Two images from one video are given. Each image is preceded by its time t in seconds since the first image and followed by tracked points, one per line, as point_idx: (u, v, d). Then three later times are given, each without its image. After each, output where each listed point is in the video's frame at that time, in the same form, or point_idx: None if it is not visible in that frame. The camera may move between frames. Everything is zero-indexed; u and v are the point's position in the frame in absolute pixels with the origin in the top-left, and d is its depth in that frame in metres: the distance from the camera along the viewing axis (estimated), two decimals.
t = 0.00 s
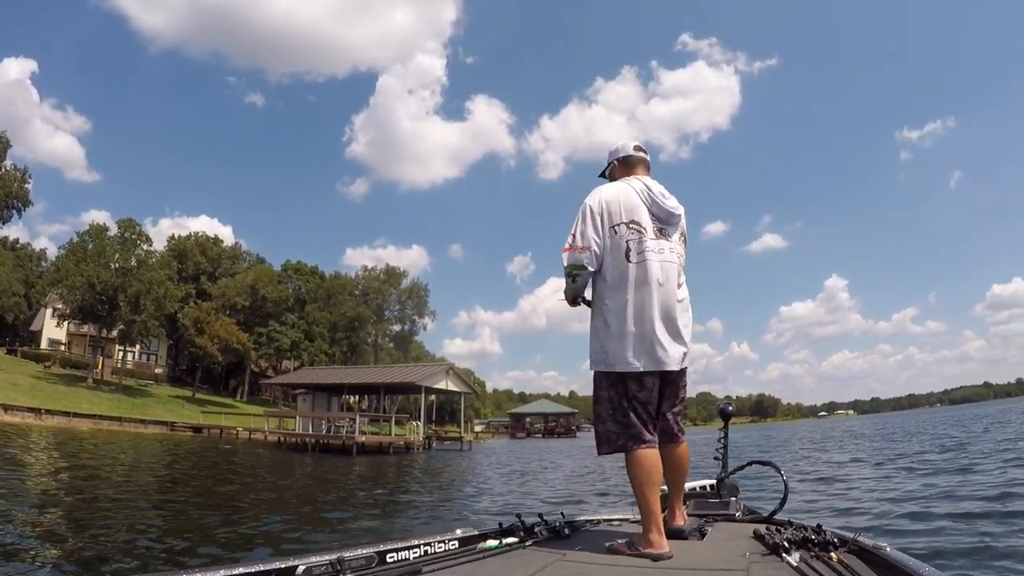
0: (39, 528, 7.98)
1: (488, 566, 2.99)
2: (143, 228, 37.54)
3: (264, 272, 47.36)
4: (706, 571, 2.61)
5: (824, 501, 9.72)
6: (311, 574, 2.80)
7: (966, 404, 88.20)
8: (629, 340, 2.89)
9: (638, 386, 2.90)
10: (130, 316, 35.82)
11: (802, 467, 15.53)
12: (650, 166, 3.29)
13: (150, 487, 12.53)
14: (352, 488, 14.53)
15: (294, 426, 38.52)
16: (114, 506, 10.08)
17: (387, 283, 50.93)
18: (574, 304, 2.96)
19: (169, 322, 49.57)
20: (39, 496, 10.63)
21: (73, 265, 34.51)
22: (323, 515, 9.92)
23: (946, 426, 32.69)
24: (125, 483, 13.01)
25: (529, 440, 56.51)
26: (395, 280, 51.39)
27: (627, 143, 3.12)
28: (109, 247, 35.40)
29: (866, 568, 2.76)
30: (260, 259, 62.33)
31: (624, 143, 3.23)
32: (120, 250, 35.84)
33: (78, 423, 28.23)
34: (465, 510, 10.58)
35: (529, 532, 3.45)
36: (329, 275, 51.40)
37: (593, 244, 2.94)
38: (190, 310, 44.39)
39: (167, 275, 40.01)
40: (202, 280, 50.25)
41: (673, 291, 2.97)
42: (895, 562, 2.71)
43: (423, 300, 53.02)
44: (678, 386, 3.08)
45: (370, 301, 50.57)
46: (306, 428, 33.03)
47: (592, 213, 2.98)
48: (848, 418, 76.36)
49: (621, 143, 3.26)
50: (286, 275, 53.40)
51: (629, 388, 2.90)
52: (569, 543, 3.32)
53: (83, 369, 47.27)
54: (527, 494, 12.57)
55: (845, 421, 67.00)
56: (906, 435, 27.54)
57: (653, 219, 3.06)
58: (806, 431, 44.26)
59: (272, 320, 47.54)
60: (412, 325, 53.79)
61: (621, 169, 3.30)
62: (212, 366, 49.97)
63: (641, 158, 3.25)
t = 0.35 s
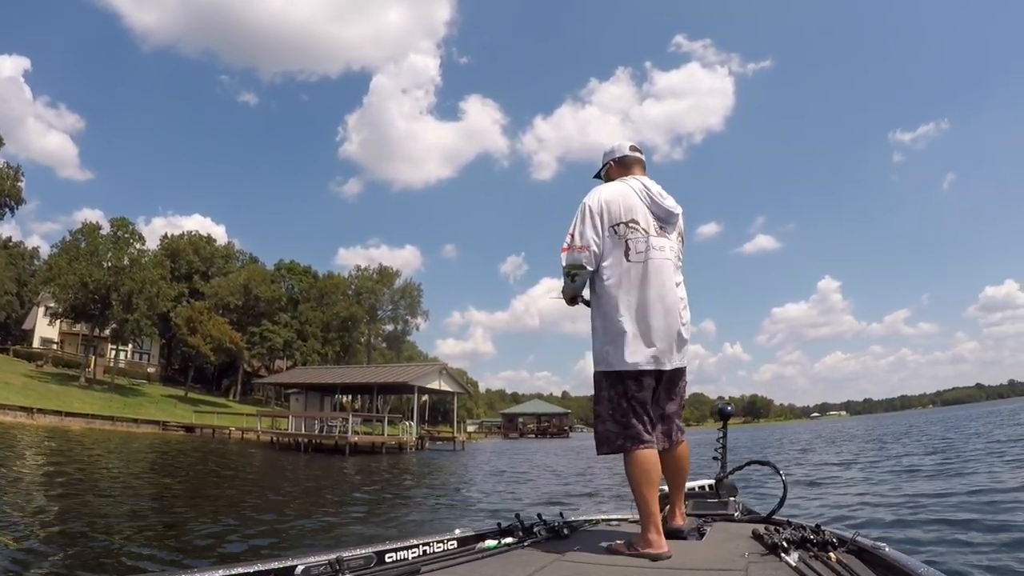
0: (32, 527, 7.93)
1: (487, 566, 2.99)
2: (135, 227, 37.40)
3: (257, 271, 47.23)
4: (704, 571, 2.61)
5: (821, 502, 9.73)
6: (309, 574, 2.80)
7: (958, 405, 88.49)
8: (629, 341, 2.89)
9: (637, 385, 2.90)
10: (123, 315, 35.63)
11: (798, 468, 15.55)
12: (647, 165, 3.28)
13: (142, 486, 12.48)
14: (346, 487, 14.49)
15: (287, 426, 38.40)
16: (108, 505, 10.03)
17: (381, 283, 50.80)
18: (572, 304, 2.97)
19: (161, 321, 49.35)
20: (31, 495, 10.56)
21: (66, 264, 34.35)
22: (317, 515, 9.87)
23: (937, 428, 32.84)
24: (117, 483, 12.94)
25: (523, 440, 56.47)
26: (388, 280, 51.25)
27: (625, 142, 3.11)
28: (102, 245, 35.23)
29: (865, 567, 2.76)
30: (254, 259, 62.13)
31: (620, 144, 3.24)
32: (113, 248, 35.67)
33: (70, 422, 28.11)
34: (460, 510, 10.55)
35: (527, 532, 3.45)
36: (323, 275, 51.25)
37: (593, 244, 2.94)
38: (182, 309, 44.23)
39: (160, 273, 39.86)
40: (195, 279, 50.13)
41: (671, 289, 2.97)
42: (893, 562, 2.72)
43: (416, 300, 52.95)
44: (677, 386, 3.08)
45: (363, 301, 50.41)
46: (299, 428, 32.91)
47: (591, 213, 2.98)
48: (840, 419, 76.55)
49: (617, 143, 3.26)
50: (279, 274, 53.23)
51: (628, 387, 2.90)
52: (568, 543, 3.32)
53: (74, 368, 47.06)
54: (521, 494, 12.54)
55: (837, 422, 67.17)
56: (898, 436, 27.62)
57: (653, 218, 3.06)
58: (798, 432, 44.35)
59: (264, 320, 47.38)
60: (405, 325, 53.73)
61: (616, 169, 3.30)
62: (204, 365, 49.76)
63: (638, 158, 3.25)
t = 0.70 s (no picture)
0: (24, 527, 7.88)
1: (486, 566, 2.98)
2: (130, 226, 37.30)
3: (251, 271, 47.08)
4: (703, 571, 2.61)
5: (815, 503, 9.76)
6: (307, 574, 2.79)
7: (950, 407, 88.77)
8: (629, 341, 2.89)
9: (635, 386, 2.90)
10: (117, 314, 35.48)
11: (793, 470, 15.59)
12: (644, 165, 3.28)
13: (135, 486, 12.43)
14: (340, 488, 14.47)
15: (280, 426, 38.31)
16: (101, 505, 9.99)
17: (375, 283, 50.68)
18: (571, 304, 2.96)
19: (155, 320, 49.19)
20: (24, 494, 10.52)
21: (59, 263, 34.20)
22: (311, 515, 9.85)
23: (929, 429, 32.97)
24: (110, 483, 12.89)
25: (516, 441, 56.45)
26: (382, 281, 51.16)
27: (622, 143, 3.11)
28: (96, 245, 35.08)
29: (864, 568, 2.76)
30: (248, 258, 61.98)
31: (617, 144, 3.24)
32: (107, 248, 35.53)
33: (63, 422, 27.99)
34: (455, 511, 10.55)
35: (526, 532, 3.44)
36: (317, 275, 51.13)
37: (591, 245, 2.94)
38: (176, 308, 44.11)
39: (154, 273, 39.73)
40: (189, 278, 49.97)
41: (668, 289, 2.98)
42: (893, 563, 2.72)
43: (410, 300, 52.89)
44: (674, 386, 3.08)
45: (357, 301, 50.26)
46: (292, 428, 32.84)
47: (590, 212, 2.98)
48: (832, 421, 76.82)
49: (614, 143, 3.26)
50: (273, 274, 53.11)
51: (626, 387, 2.90)
52: (566, 543, 3.32)
53: (67, 368, 46.85)
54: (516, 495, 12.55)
55: (830, 424, 67.32)
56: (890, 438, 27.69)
57: (650, 218, 3.06)
58: (791, 434, 44.43)
59: (258, 320, 47.23)
60: (399, 325, 53.66)
61: (613, 169, 3.29)
62: (198, 365, 49.62)
63: (634, 158, 3.25)
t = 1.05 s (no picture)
0: (19, 528, 7.83)
1: (486, 566, 2.98)
2: (124, 225, 37.19)
3: (245, 270, 46.98)
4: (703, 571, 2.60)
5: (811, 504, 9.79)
6: (308, 574, 2.78)
7: (944, 408, 89.05)
8: (627, 341, 2.88)
9: (634, 386, 2.90)
10: (111, 314, 35.32)
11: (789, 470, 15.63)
12: (641, 166, 3.28)
13: (131, 486, 12.38)
14: (335, 488, 14.46)
15: (275, 425, 38.25)
16: (97, 505, 9.95)
17: (370, 283, 50.54)
18: (569, 305, 2.96)
19: (149, 320, 49.06)
20: (18, 494, 10.47)
21: (53, 262, 34.05)
22: (306, 515, 9.82)
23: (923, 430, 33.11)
24: (106, 482, 12.86)
25: (510, 440, 56.46)
26: (377, 280, 51.07)
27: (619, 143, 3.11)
28: (90, 244, 34.98)
29: (863, 568, 2.77)
30: (242, 257, 61.86)
31: (615, 143, 3.23)
32: (101, 247, 35.39)
33: (56, 421, 27.89)
34: (451, 511, 10.54)
35: (525, 532, 3.44)
36: (312, 274, 51.02)
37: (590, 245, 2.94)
38: (170, 308, 44.01)
39: (149, 272, 39.63)
40: (183, 277, 49.83)
41: (667, 290, 2.97)
42: (891, 562, 2.73)
43: (405, 300, 52.81)
44: (673, 386, 3.07)
45: (352, 300, 50.12)
46: (287, 427, 32.78)
47: (588, 213, 2.98)
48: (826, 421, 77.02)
49: (612, 143, 3.25)
50: (268, 274, 53.03)
51: (625, 387, 2.90)
52: (566, 543, 3.32)
53: (61, 367, 46.72)
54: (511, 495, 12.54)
55: (824, 424, 67.49)
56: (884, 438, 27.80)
57: (649, 218, 3.05)
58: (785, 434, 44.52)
59: (253, 319, 47.17)
60: (394, 325, 53.63)
61: (611, 169, 3.29)
62: (193, 364, 49.48)
63: (632, 158, 3.24)
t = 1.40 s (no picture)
0: (14, 527, 7.77)
1: (486, 565, 2.98)
2: (119, 223, 37.07)
3: (240, 268, 46.93)
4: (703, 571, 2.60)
5: (808, 504, 9.78)
6: (307, 574, 2.77)
7: (938, 407, 89.31)
8: (626, 342, 2.88)
9: (631, 386, 2.89)
10: (105, 311, 35.15)
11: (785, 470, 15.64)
12: (639, 166, 3.27)
13: (126, 485, 12.32)
14: (330, 486, 14.43)
15: (269, 424, 38.18)
16: (92, 504, 9.89)
17: (365, 281, 50.46)
18: (566, 306, 2.97)
19: (144, 318, 48.92)
20: (13, 493, 10.44)
21: (48, 259, 33.94)
22: (302, 514, 9.79)
23: (917, 430, 33.19)
24: (100, 481, 12.79)
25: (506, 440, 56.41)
26: (373, 278, 50.93)
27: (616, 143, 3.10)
28: (85, 241, 34.85)
29: (862, 568, 2.77)
30: (238, 256, 61.70)
31: (612, 144, 3.22)
32: (96, 244, 35.28)
33: (51, 420, 27.79)
34: (448, 510, 10.53)
35: (525, 532, 3.43)
36: (307, 273, 50.95)
37: (588, 246, 2.94)
38: (165, 306, 43.89)
39: (143, 270, 39.57)
40: (178, 276, 49.69)
41: (666, 290, 2.96)
42: (890, 562, 2.73)
43: (400, 299, 52.74)
44: (672, 386, 3.07)
45: (347, 299, 50.04)
46: (282, 426, 32.71)
47: (585, 214, 2.97)
48: (820, 421, 77.22)
49: (609, 143, 3.24)
50: (263, 272, 52.93)
51: (622, 388, 2.89)
52: (565, 543, 3.32)
53: (55, 365, 46.59)
54: (508, 494, 12.52)
55: (818, 424, 67.65)
56: (878, 438, 27.85)
57: (646, 218, 3.05)
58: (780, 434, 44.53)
59: (248, 318, 47.15)
60: (389, 324, 53.53)
61: (609, 170, 3.28)
62: (188, 363, 49.36)
63: (629, 159, 3.23)
